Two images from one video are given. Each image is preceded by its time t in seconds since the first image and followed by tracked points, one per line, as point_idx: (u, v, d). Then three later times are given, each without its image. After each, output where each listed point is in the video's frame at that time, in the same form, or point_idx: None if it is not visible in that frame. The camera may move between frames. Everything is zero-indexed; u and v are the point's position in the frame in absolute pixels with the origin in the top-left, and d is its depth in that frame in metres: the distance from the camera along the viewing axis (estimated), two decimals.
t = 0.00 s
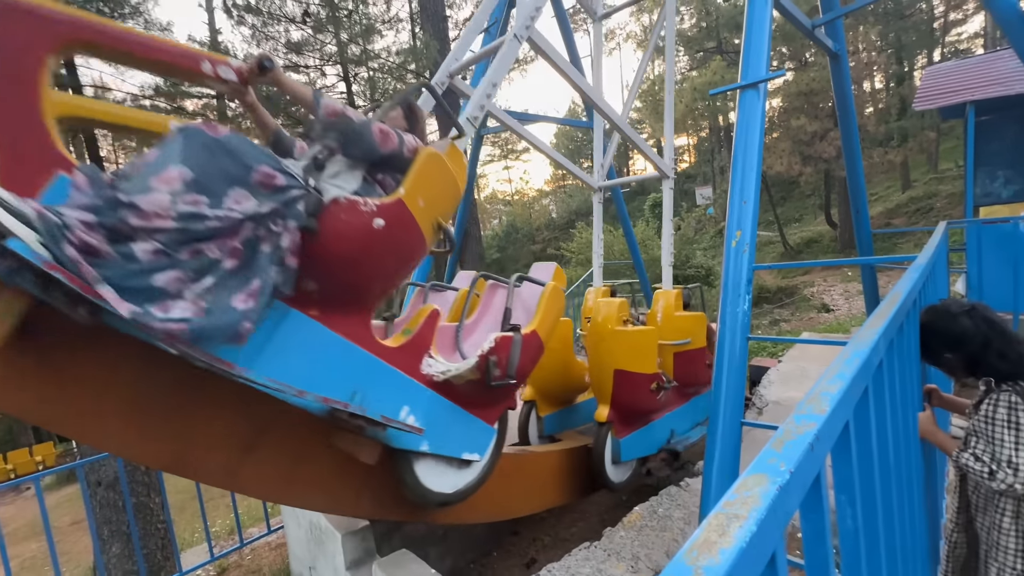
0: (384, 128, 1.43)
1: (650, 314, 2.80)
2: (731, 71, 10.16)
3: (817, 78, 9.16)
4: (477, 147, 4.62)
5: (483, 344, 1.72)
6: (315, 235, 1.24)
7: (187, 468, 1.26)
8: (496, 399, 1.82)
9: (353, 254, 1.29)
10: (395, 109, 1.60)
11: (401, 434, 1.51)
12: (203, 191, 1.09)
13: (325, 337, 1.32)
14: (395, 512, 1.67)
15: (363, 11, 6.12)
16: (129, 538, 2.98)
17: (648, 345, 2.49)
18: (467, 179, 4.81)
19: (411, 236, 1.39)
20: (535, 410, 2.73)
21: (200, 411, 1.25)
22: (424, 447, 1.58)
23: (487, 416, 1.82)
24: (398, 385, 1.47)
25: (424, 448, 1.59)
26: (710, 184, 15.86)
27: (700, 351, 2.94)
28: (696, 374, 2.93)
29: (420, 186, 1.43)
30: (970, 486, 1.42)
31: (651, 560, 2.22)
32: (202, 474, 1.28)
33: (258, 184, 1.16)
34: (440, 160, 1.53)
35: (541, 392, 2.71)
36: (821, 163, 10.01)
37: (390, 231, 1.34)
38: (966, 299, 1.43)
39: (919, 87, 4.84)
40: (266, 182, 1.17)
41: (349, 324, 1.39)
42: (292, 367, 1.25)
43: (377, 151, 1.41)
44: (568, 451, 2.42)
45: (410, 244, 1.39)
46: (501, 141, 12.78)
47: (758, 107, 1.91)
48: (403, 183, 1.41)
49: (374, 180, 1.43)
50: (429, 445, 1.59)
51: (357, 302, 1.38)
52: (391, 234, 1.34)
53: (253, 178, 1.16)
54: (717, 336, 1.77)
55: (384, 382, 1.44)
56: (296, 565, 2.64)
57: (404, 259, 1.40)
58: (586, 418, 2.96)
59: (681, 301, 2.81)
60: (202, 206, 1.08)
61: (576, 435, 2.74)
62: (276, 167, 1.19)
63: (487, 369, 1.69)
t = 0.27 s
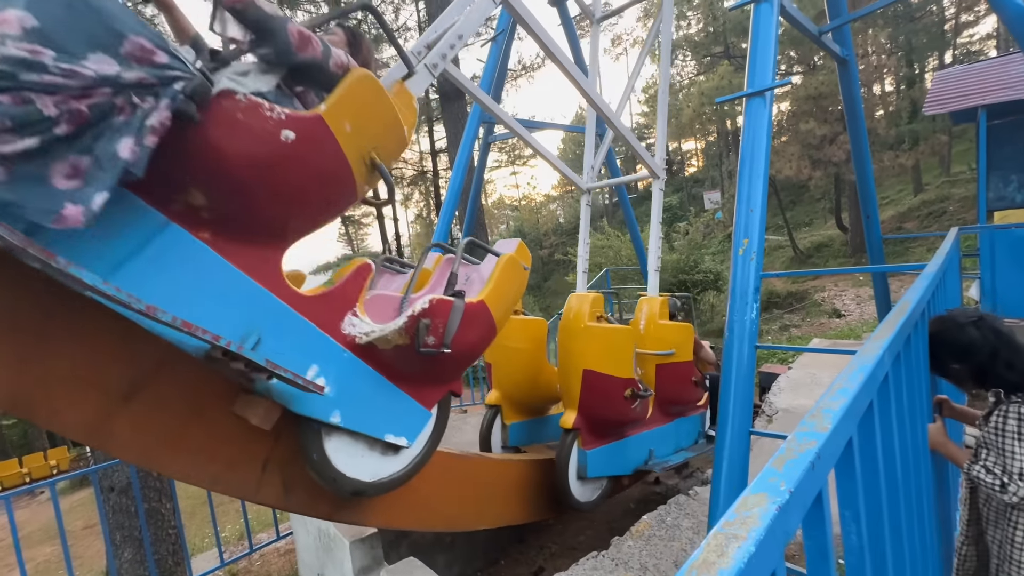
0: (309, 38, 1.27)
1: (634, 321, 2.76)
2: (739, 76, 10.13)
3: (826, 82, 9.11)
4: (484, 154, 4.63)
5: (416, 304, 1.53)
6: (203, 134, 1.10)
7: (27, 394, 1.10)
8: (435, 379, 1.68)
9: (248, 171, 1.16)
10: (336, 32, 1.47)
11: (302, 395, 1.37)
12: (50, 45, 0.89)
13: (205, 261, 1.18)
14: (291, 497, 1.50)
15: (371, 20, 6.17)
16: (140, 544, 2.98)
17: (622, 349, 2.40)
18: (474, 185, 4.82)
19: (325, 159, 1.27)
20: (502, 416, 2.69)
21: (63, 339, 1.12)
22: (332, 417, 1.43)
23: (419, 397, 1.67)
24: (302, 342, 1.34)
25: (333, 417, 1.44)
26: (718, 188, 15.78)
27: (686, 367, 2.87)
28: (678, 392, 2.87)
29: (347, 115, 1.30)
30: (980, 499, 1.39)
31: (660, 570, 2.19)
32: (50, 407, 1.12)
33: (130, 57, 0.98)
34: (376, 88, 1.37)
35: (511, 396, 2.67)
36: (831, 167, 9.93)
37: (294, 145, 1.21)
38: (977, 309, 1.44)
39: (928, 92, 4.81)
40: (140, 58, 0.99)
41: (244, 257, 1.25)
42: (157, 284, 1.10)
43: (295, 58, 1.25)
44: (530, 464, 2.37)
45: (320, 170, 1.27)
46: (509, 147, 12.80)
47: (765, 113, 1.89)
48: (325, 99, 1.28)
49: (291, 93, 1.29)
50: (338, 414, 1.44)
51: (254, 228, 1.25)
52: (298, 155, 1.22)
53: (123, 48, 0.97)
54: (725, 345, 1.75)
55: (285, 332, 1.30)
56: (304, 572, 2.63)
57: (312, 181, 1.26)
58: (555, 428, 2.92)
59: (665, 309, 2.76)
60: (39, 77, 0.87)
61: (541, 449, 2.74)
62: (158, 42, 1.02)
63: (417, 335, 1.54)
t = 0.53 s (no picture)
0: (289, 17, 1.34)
1: (626, 325, 2.77)
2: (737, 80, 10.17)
3: (825, 86, 9.14)
4: (484, 159, 4.63)
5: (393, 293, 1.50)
6: (165, 103, 1.12)
7: None
8: (416, 373, 1.65)
9: (213, 144, 1.18)
10: (319, 12, 1.53)
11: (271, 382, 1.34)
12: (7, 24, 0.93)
13: (167, 237, 1.17)
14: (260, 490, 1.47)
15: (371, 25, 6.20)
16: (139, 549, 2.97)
17: (612, 350, 2.41)
18: (473, 191, 4.82)
19: (297, 134, 1.28)
20: (490, 419, 2.71)
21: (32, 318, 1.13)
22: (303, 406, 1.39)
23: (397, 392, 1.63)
24: (271, 325, 1.31)
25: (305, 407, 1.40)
26: (717, 192, 15.80)
27: (679, 373, 2.86)
28: (671, 399, 2.86)
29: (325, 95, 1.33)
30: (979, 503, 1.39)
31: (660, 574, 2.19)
32: (14, 383, 1.13)
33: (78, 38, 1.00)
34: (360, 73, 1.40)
35: (501, 397, 2.67)
36: (830, 171, 9.94)
37: (263, 120, 1.23)
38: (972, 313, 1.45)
39: (925, 96, 4.82)
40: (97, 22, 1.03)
41: (213, 238, 1.25)
42: (116, 257, 1.09)
43: (269, 32, 1.30)
44: (518, 467, 2.37)
45: (290, 146, 1.28)
46: (508, 151, 12.85)
47: (763, 117, 1.91)
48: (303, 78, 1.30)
49: (269, 71, 1.34)
50: (309, 403, 1.40)
51: (221, 205, 1.24)
52: (269, 130, 1.24)
53: (80, 7, 1.02)
54: (723, 349, 1.76)
55: (252, 311, 1.28)
56: None
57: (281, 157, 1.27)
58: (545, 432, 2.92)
59: (658, 314, 2.75)
60: None
61: (529, 453, 2.75)
62: (122, 5, 1.07)
63: (394, 324, 1.50)
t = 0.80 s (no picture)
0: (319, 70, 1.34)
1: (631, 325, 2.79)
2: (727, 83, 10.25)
3: (813, 90, 9.25)
4: (475, 159, 4.66)
5: (429, 324, 1.57)
6: (226, 178, 1.11)
7: (71, 423, 1.12)
8: (450, 393, 1.71)
9: (271, 204, 1.18)
10: (346, 63, 1.52)
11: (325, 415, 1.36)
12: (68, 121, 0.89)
13: (235, 294, 1.17)
14: (312, 508, 1.51)
15: (364, 25, 6.20)
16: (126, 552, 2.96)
17: (624, 354, 2.45)
18: (465, 191, 4.84)
19: (342, 191, 1.30)
20: (506, 422, 2.71)
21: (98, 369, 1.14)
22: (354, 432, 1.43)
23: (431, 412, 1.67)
24: (324, 361, 1.33)
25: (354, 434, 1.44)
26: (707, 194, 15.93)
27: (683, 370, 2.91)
28: (676, 394, 2.91)
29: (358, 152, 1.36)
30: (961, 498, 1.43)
31: (650, 574, 2.21)
32: (87, 435, 1.14)
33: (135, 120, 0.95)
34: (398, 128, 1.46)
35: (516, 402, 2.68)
36: (818, 173, 10.04)
37: (313, 182, 1.25)
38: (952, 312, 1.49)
39: (910, 100, 4.88)
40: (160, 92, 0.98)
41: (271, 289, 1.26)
42: (190, 316, 1.09)
43: (311, 95, 1.33)
44: (534, 467, 2.37)
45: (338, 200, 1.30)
46: (500, 152, 12.87)
47: (751, 120, 1.94)
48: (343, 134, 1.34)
49: (309, 127, 1.36)
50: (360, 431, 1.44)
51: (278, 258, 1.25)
52: (317, 188, 1.25)
53: (152, 89, 0.96)
54: (713, 349, 1.79)
55: (310, 354, 1.29)
56: None
57: (332, 221, 1.31)
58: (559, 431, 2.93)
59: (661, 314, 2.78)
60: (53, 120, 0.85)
61: (545, 452, 2.72)
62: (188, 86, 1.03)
63: (432, 353, 1.56)
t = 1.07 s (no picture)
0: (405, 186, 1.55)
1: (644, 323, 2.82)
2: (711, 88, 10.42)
3: (794, 96, 9.43)
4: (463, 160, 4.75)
5: (501, 375, 1.95)
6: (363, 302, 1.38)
7: (239, 493, 1.46)
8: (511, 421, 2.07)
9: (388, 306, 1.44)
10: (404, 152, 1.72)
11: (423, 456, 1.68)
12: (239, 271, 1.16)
13: (364, 384, 1.49)
14: (410, 525, 1.88)
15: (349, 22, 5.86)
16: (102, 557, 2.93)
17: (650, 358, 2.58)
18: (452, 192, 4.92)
19: (433, 285, 1.57)
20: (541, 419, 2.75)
21: (251, 451, 1.45)
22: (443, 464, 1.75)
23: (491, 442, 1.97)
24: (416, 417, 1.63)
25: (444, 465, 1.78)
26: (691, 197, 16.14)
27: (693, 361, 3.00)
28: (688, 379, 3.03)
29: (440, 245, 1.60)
30: (937, 494, 1.48)
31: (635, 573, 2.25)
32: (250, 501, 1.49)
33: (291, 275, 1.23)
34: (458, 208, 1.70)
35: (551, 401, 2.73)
36: (799, 178, 10.22)
37: (415, 284, 1.50)
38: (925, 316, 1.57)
39: (889, 107, 5.01)
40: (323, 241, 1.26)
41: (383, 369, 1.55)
42: (339, 412, 1.42)
43: (401, 210, 1.53)
44: (573, 460, 2.54)
45: (431, 290, 1.56)
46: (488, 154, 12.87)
47: (734, 126, 2.00)
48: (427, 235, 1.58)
49: (399, 233, 1.55)
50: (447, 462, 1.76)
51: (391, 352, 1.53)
52: (415, 288, 1.50)
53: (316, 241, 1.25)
54: (698, 349, 1.83)
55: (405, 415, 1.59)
56: None
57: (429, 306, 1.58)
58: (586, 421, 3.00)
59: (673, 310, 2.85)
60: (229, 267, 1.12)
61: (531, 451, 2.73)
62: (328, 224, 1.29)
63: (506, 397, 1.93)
